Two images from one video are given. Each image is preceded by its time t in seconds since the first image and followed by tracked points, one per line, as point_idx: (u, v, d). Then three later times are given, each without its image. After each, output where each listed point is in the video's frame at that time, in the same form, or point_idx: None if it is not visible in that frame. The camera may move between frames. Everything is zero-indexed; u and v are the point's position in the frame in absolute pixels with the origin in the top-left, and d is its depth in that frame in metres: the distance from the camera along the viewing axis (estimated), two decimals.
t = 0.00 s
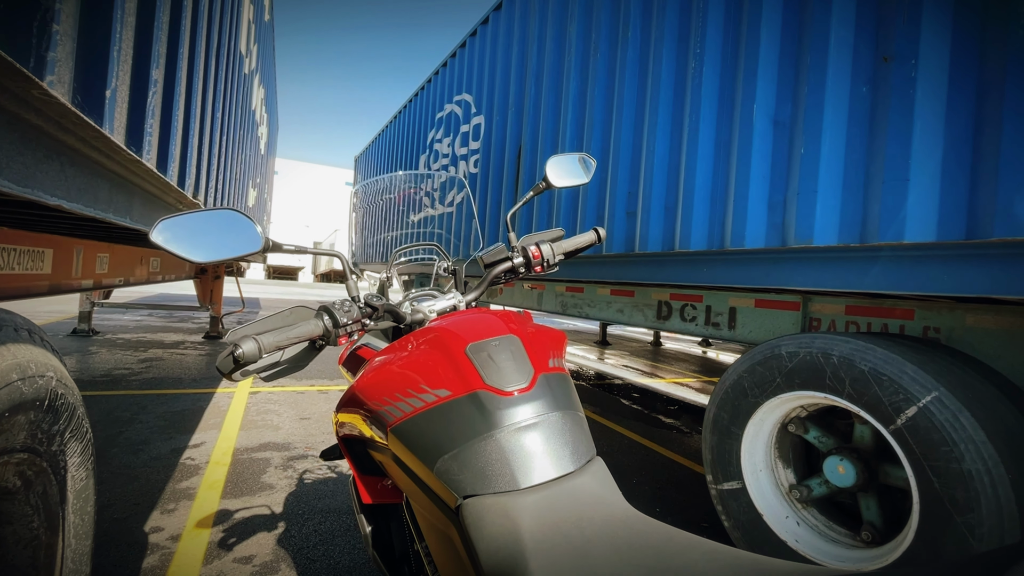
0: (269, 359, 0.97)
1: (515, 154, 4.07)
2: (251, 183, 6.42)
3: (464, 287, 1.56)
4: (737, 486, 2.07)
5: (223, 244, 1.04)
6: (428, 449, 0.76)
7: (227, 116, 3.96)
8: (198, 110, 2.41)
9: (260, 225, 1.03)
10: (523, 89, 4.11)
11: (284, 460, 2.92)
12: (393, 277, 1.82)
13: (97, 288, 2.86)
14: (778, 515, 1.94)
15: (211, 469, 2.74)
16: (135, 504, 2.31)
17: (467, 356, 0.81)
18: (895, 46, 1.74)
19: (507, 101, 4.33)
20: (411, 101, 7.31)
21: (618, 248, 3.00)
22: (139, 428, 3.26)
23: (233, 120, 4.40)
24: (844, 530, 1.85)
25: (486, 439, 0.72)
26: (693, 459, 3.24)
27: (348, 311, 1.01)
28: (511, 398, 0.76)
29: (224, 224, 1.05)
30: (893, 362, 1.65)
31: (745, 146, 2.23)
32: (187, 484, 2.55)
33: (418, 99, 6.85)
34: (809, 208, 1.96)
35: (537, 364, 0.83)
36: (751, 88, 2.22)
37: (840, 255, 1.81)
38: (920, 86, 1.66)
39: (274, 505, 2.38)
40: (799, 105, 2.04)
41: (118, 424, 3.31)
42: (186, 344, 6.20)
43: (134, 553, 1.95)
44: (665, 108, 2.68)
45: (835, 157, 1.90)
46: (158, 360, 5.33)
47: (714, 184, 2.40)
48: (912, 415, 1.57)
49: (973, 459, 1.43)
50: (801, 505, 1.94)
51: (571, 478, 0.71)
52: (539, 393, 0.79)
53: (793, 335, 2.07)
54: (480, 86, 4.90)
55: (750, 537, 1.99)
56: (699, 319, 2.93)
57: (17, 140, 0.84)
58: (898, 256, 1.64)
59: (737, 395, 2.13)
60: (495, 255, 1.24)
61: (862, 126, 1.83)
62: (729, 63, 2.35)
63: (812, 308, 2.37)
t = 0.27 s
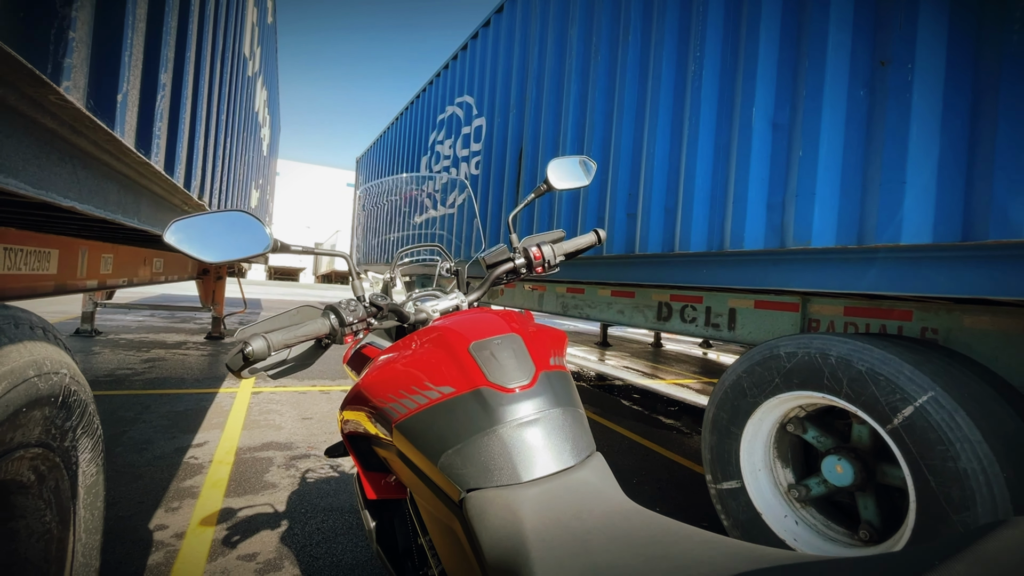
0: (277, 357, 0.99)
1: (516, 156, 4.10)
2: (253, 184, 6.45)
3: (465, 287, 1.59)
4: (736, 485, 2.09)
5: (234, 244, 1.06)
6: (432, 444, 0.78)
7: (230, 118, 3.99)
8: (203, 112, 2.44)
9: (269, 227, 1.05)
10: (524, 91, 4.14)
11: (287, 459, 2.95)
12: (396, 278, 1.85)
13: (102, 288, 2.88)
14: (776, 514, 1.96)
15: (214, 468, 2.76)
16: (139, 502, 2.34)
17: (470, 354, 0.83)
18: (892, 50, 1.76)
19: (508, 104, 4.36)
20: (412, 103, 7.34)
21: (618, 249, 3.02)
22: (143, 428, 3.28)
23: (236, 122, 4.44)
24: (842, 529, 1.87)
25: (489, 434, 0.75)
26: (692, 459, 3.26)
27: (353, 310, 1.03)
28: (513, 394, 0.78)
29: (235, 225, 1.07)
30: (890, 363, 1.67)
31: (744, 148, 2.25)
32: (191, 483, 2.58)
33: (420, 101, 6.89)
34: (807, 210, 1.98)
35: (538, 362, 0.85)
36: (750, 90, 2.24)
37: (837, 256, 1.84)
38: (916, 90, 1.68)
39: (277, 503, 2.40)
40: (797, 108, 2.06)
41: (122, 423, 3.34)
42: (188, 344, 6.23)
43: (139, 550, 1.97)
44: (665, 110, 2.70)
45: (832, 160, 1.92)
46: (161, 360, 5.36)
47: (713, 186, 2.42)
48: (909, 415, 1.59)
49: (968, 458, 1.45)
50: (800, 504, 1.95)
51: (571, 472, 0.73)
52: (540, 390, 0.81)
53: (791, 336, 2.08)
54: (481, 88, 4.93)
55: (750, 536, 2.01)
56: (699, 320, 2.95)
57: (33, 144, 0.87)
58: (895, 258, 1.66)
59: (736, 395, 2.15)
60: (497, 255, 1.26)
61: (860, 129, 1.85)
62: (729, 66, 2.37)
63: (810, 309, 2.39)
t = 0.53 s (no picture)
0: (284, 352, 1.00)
1: (517, 157, 4.12)
2: (255, 185, 6.48)
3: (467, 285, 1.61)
4: (735, 483, 2.11)
5: (241, 240, 1.08)
6: (436, 436, 0.80)
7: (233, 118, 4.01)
8: (207, 112, 2.46)
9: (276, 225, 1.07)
10: (524, 92, 4.16)
11: (289, 457, 2.97)
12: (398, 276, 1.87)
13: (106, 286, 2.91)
14: (775, 511, 1.98)
15: (217, 465, 2.78)
16: (143, 498, 2.36)
17: (472, 348, 0.85)
18: (889, 52, 1.78)
19: (509, 104, 4.39)
20: (413, 104, 7.37)
21: (618, 249, 3.04)
22: (145, 426, 3.30)
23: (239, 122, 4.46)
24: (840, 526, 1.89)
25: (491, 425, 0.77)
26: (692, 458, 3.27)
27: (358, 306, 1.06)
28: (514, 387, 0.81)
29: (243, 223, 1.09)
30: (886, 361, 1.69)
31: (743, 149, 2.27)
32: (194, 480, 2.60)
33: (421, 102, 6.91)
34: (805, 209, 2.00)
35: (538, 355, 0.87)
36: (748, 91, 2.26)
37: (834, 256, 1.86)
38: (913, 91, 1.70)
39: (279, 500, 2.42)
40: (795, 109, 2.08)
41: (125, 421, 3.36)
42: (190, 343, 6.25)
43: (144, 545, 1.99)
44: (665, 111, 2.72)
45: (830, 160, 1.94)
46: (162, 359, 5.38)
47: (713, 186, 2.44)
48: (905, 412, 1.61)
49: (963, 455, 1.47)
50: (798, 502, 1.97)
51: (571, 461, 0.76)
52: (540, 382, 0.83)
53: (789, 335, 2.10)
54: (482, 88, 4.95)
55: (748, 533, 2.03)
56: (699, 319, 2.97)
57: (47, 142, 0.89)
58: (891, 257, 1.68)
59: (735, 393, 2.16)
60: (499, 254, 1.28)
61: (857, 129, 1.87)
62: (728, 68, 2.39)
63: (809, 309, 2.41)
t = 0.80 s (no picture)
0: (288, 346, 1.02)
1: (516, 156, 4.15)
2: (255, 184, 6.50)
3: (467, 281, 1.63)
4: (732, 479, 2.13)
5: (248, 236, 1.11)
6: (437, 425, 0.82)
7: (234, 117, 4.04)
8: (210, 111, 2.49)
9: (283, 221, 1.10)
10: (524, 92, 4.18)
11: (290, 454, 2.99)
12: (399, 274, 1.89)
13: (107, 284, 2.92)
14: (771, 507, 2.00)
15: (218, 462, 2.80)
16: (145, 494, 2.38)
17: (472, 340, 0.88)
18: (883, 53, 1.81)
19: (508, 104, 4.41)
20: (413, 104, 7.39)
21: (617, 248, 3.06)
22: (147, 423, 3.32)
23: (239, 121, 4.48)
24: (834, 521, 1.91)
25: (491, 415, 0.79)
26: (690, 456, 3.30)
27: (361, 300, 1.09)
28: (513, 377, 0.83)
29: (250, 218, 1.12)
30: (880, 357, 1.72)
31: (740, 148, 2.29)
32: (196, 476, 2.62)
33: (421, 102, 6.93)
34: (801, 208, 2.02)
35: (537, 347, 0.90)
36: (746, 91, 2.28)
37: (829, 254, 1.88)
38: (907, 91, 1.72)
39: (280, 496, 2.44)
40: (791, 109, 2.10)
41: (127, 418, 3.38)
42: (190, 342, 6.27)
43: (146, 539, 2.01)
44: (663, 111, 2.74)
45: (826, 159, 1.96)
46: (163, 357, 5.40)
47: (710, 185, 2.46)
48: (899, 408, 1.63)
49: (955, 449, 1.50)
50: (794, 497, 1.99)
51: (567, 449, 0.78)
52: (538, 373, 0.85)
53: (786, 332, 2.12)
54: (482, 88, 4.97)
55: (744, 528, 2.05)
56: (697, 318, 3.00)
57: (57, 139, 0.91)
58: (887, 255, 1.70)
59: (732, 390, 2.18)
60: (498, 250, 1.30)
61: (852, 129, 1.90)
62: (725, 68, 2.42)
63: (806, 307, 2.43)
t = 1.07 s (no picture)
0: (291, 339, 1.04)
1: (515, 156, 4.17)
2: (255, 183, 6.53)
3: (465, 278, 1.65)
4: (727, 475, 2.16)
5: (253, 231, 1.13)
6: (436, 415, 0.85)
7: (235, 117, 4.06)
8: (212, 111, 2.51)
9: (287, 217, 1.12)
10: (523, 92, 4.21)
11: (289, 451, 3.01)
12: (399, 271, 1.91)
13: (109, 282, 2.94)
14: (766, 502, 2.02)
15: (219, 458, 2.82)
16: (146, 489, 2.40)
17: (471, 333, 0.90)
18: (876, 54, 1.84)
19: (507, 104, 4.44)
20: (413, 103, 7.42)
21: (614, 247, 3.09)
22: (148, 420, 3.35)
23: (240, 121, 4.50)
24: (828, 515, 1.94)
25: (488, 404, 0.82)
26: (687, 453, 3.33)
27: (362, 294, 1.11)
28: (510, 368, 0.85)
29: (255, 214, 1.14)
30: (873, 354, 1.74)
31: (736, 148, 2.32)
32: (197, 472, 2.64)
33: (420, 102, 6.95)
34: (796, 207, 2.05)
35: (534, 340, 0.92)
36: (742, 92, 2.31)
37: (823, 252, 1.91)
38: (899, 91, 1.75)
39: (281, 492, 2.46)
40: (786, 110, 2.13)
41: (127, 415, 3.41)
42: (190, 341, 6.29)
43: (148, 533, 2.03)
44: (661, 111, 2.77)
45: (820, 159, 1.99)
46: (163, 356, 5.42)
47: (707, 184, 2.49)
48: (890, 403, 1.66)
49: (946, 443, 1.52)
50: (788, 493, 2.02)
51: (563, 437, 0.80)
52: (535, 364, 0.88)
53: (780, 329, 2.15)
54: (482, 88, 5.00)
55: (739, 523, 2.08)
56: (694, 317, 3.03)
57: (67, 137, 0.93)
58: (880, 253, 1.72)
59: (727, 386, 2.21)
60: (496, 247, 1.33)
61: (846, 129, 1.92)
62: (721, 69, 2.44)
63: (801, 305, 2.45)
